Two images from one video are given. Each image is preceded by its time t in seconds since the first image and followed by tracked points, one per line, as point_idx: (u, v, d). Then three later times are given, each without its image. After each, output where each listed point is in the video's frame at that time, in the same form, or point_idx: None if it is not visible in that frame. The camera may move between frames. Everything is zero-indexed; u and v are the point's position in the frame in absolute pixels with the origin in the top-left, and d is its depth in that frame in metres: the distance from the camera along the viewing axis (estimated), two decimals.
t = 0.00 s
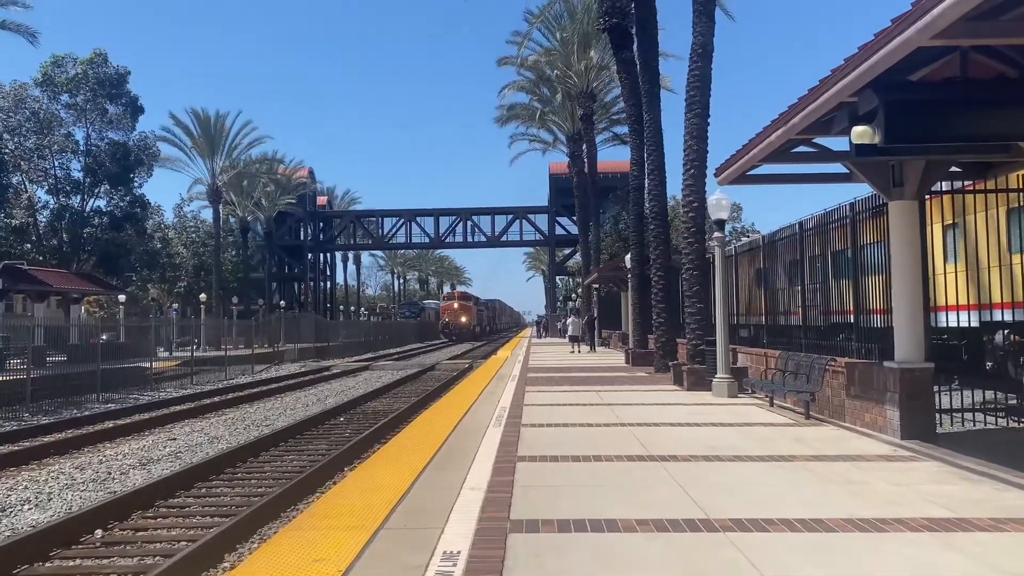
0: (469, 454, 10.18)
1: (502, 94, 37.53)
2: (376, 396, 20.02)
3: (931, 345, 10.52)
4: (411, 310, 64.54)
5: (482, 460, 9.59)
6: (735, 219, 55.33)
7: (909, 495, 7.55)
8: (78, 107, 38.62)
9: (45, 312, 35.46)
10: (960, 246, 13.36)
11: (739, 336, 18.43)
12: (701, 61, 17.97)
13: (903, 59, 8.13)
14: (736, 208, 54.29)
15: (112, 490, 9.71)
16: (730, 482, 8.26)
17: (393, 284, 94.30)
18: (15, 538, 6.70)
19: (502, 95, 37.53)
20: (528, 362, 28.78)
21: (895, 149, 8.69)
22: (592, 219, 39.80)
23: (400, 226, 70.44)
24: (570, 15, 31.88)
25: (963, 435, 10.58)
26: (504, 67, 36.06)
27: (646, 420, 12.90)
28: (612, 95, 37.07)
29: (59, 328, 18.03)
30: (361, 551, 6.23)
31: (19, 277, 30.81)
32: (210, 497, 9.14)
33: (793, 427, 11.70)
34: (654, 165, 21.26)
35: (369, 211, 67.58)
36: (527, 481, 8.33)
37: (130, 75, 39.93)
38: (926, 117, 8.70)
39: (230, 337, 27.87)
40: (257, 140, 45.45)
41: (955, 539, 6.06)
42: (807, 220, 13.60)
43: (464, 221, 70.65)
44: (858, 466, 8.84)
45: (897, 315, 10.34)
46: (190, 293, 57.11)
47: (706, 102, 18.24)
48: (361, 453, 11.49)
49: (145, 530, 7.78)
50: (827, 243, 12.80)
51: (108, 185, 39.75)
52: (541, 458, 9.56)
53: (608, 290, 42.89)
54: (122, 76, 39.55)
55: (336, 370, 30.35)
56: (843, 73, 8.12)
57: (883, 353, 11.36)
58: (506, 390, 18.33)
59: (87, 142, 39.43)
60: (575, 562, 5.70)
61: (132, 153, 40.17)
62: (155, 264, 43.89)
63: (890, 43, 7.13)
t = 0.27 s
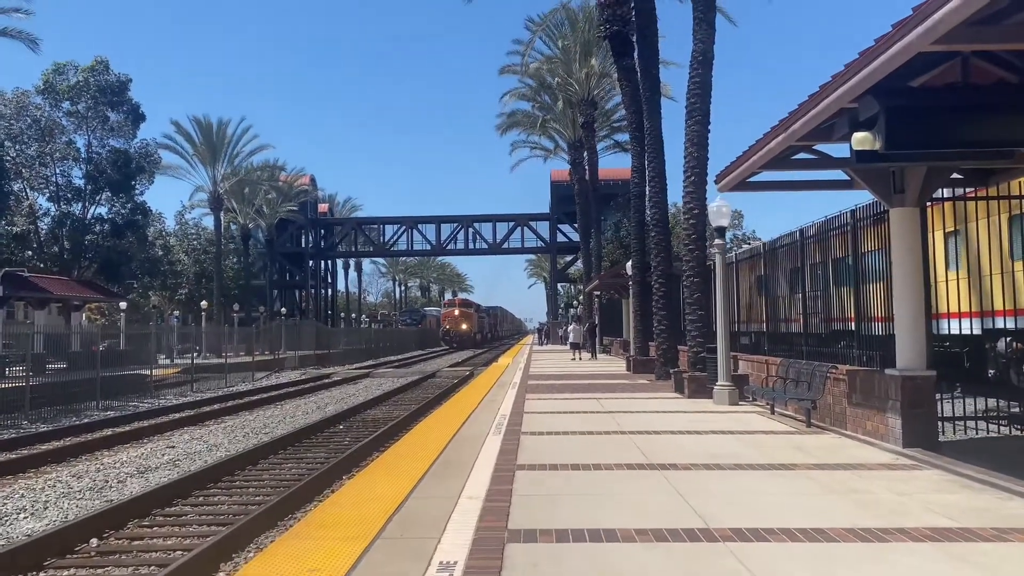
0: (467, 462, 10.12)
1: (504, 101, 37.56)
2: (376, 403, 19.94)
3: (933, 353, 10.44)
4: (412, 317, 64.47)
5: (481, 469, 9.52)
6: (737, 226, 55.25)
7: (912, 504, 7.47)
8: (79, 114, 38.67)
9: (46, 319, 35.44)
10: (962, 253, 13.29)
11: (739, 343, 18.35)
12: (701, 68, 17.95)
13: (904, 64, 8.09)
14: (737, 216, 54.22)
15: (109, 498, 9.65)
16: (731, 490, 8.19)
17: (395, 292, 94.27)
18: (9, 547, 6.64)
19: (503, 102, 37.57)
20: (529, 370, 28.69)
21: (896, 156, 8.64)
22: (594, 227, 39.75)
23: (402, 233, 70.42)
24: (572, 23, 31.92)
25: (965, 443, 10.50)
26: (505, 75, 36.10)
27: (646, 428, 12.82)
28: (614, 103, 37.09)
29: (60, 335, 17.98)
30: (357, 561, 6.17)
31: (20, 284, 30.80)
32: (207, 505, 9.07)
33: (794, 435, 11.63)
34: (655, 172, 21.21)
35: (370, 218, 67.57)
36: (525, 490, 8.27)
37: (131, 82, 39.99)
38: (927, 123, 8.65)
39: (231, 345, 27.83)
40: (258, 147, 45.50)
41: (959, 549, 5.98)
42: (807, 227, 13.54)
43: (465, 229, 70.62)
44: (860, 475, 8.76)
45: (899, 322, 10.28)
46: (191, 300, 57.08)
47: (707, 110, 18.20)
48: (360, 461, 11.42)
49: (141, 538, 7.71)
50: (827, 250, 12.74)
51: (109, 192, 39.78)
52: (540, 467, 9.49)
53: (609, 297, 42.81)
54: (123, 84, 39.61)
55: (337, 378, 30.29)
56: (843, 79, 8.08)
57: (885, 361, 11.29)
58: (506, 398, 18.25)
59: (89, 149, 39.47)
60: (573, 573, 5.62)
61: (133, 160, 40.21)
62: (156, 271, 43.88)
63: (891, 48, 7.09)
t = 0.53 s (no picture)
0: (468, 470, 10.04)
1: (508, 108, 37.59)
2: (377, 409, 19.87)
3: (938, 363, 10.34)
4: (415, 323, 64.43)
5: (481, 477, 9.45)
6: (741, 234, 55.13)
7: (917, 516, 7.37)
8: (84, 118, 38.77)
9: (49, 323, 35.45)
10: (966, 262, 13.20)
11: (743, 352, 18.25)
12: (706, 75, 17.92)
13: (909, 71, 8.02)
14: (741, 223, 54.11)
15: (108, 503, 9.59)
16: (732, 501, 8.10)
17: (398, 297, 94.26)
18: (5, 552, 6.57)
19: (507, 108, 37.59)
20: (531, 377, 28.61)
21: (901, 164, 8.57)
22: (597, 234, 39.71)
23: (405, 239, 70.42)
24: (576, 30, 31.95)
25: (971, 454, 10.38)
26: (510, 81, 36.13)
27: (649, 437, 12.72)
28: (618, 110, 37.10)
29: (63, 338, 17.95)
30: (354, 570, 6.09)
31: (23, 288, 30.83)
32: (206, 511, 9.01)
33: (797, 445, 11.54)
34: (659, 178, 21.15)
35: (374, 224, 67.59)
36: (525, 499, 8.19)
37: (136, 86, 40.05)
38: (932, 130, 8.57)
39: (233, 350, 27.80)
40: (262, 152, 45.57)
41: (963, 563, 5.89)
42: (812, 235, 13.47)
43: (469, 235, 70.62)
44: (863, 486, 8.67)
45: (904, 331, 10.19)
46: (194, 304, 57.10)
47: (711, 117, 18.15)
48: (360, 468, 11.35)
49: (138, 544, 7.64)
50: (832, 258, 12.67)
51: (113, 196, 39.85)
52: (541, 475, 9.41)
53: (612, 304, 42.73)
54: (128, 88, 39.68)
55: (339, 383, 30.23)
56: (848, 86, 8.02)
57: (889, 371, 11.20)
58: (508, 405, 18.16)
59: (93, 153, 39.54)
60: None
61: (137, 164, 40.27)
62: (159, 276, 43.91)
63: (896, 55, 7.03)
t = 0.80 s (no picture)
0: (477, 474, 10.02)
1: (520, 112, 37.60)
2: (387, 412, 19.86)
3: (951, 371, 10.25)
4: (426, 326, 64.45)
5: (490, 481, 9.42)
6: (753, 240, 54.89)
7: (929, 525, 7.29)
8: (98, 118, 39.05)
9: (62, 322, 35.65)
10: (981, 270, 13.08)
11: (755, 358, 18.14)
12: (720, 79, 17.85)
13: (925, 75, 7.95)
14: (754, 229, 53.86)
15: (117, 502, 9.61)
16: (743, 508, 8.02)
17: (409, 300, 94.37)
18: (13, 550, 6.59)
19: (520, 112, 37.59)
20: (541, 381, 28.55)
21: (916, 170, 8.49)
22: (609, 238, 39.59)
23: (417, 242, 70.52)
24: (590, 34, 31.95)
25: (984, 464, 10.27)
26: (523, 86, 36.15)
27: (659, 443, 12.67)
28: (631, 114, 37.05)
29: (76, 338, 18.05)
30: (361, 572, 6.07)
31: (37, 287, 31.03)
32: (215, 512, 9.01)
33: (807, 453, 11.44)
34: (671, 183, 21.08)
35: (386, 227, 67.71)
36: (533, 503, 8.15)
37: (150, 87, 40.29)
38: (948, 136, 8.50)
39: (245, 351, 27.89)
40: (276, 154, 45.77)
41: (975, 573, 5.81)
42: (825, 242, 13.38)
43: (480, 238, 70.64)
44: (875, 494, 8.58)
45: (917, 339, 10.12)
46: (207, 305, 57.36)
47: (725, 121, 18.06)
48: (369, 470, 11.34)
49: (146, 544, 7.66)
50: (845, 265, 12.59)
51: (127, 196, 40.10)
52: (549, 480, 9.37)
53: (623, 309, 42.64)
54: (142, 88, 39.92)
55: (349, 385, 30.29)
56: (862, 92, 7.98)
57: (902, 379, 11.10)
58: (517, 409, 18.12)
59: (107, 153, 39.82)
60: None
61: (151, 165, 40.50)
62: (171, 276, 44.10)
63: (912, 60, 6.97)
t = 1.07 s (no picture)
0: (486, 477, 10.01)
1: (533, 116, 37.63)
2: (396, 414, 19.88)
3: (964, 379, 10.17)
4: (437, 329, 64.48)
5: (499, 484, 9.42)
6: (766, 246, 54.67)
7: (940, 534, 7.24)
8: (113, 120, 39.33)
9: (75, 322, 35.88)
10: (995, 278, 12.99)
11: (766, 364, 18.05)
12: (733, 84, 17.81)
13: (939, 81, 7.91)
14: (766, 235, 53.69)
15: (127, 502, 9.66)
16: (753, 515, 7.98)
17: (420, 303, 94.55)
18: (23, 548, 6.64)
19: (532, 117, 37.63)
20: (551, 385, 28.51)
21: (930, 177, 8.44)
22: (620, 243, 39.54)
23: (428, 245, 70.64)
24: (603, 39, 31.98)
25: (997, 473, 10.17)
26: (535, 90, 36.20)
27: (669, 448, 12.62)
28: (643, 119, 37.04)
29: (89, 337, 18.17)
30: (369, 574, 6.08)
31: (51, 286, 31.26)
32: (223, 512, 9.05)
33: (818, 459, 11.38)
34: (683, 188, 21.02)
35: (397, 229, 67.85)
36: (542, 507, 8.15)
37: (164, 89, 40.54)
38: (962, 142, 8.44)
39: (256, 352, 28.00)
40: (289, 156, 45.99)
41: None
42: (838, 248, 13.31)
43: (492, 242, 70.70)
44: (886, 502, 8.53)
45: (930, 347, 10.05)
46: (219, 307, 57.62)
47: (738, 126, 18.01)
48: (378, 472, 11.35)
49: (155, 543, 7.69)
50: (857, 271, 12.52)
51: (141, 197, 40.36)
52: (558, 484, 9.36)
53: (633, 314, 42.54)
54: (156, 90, 40.18)
55: (360, 387, 30.33)
56: (875, 98, 7.95)
57: (914, 386, 11.03)
58: (527, 413, 18.10)
59: (121, 154, 40.11)
60: None
61: (165, 166, 40.76)
62: (184, 277, 44.33)
63: (926, 65, 6.93)
